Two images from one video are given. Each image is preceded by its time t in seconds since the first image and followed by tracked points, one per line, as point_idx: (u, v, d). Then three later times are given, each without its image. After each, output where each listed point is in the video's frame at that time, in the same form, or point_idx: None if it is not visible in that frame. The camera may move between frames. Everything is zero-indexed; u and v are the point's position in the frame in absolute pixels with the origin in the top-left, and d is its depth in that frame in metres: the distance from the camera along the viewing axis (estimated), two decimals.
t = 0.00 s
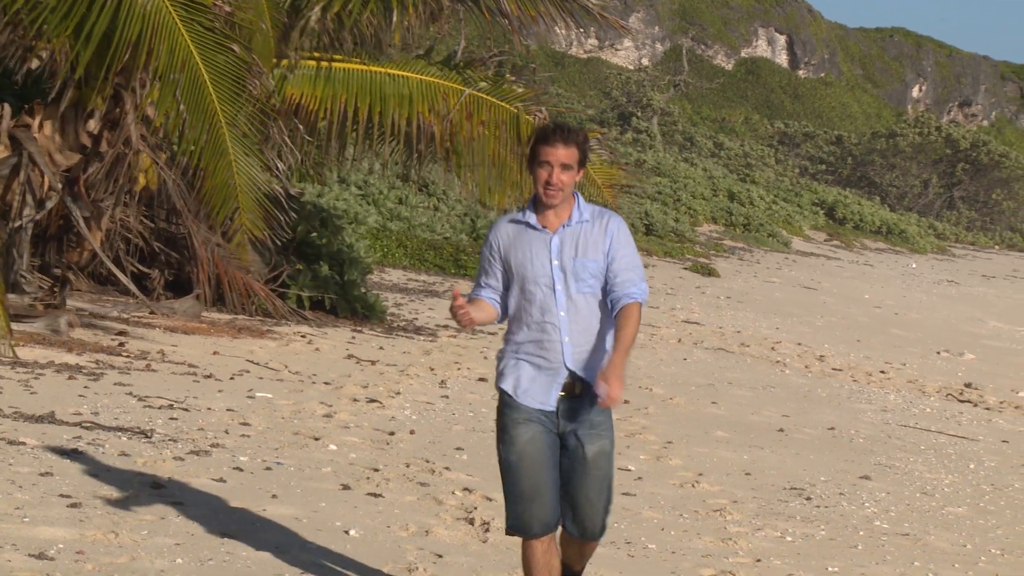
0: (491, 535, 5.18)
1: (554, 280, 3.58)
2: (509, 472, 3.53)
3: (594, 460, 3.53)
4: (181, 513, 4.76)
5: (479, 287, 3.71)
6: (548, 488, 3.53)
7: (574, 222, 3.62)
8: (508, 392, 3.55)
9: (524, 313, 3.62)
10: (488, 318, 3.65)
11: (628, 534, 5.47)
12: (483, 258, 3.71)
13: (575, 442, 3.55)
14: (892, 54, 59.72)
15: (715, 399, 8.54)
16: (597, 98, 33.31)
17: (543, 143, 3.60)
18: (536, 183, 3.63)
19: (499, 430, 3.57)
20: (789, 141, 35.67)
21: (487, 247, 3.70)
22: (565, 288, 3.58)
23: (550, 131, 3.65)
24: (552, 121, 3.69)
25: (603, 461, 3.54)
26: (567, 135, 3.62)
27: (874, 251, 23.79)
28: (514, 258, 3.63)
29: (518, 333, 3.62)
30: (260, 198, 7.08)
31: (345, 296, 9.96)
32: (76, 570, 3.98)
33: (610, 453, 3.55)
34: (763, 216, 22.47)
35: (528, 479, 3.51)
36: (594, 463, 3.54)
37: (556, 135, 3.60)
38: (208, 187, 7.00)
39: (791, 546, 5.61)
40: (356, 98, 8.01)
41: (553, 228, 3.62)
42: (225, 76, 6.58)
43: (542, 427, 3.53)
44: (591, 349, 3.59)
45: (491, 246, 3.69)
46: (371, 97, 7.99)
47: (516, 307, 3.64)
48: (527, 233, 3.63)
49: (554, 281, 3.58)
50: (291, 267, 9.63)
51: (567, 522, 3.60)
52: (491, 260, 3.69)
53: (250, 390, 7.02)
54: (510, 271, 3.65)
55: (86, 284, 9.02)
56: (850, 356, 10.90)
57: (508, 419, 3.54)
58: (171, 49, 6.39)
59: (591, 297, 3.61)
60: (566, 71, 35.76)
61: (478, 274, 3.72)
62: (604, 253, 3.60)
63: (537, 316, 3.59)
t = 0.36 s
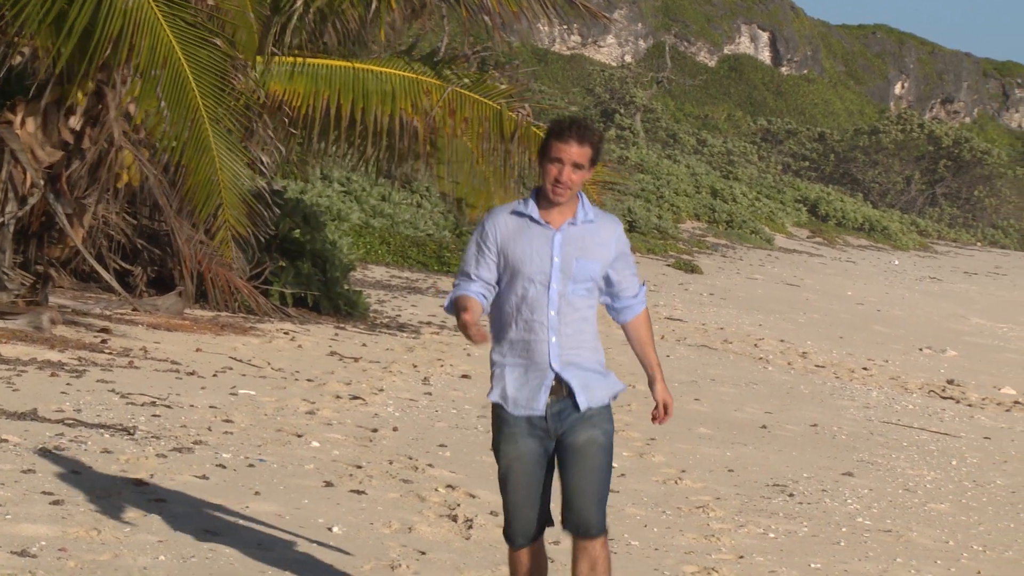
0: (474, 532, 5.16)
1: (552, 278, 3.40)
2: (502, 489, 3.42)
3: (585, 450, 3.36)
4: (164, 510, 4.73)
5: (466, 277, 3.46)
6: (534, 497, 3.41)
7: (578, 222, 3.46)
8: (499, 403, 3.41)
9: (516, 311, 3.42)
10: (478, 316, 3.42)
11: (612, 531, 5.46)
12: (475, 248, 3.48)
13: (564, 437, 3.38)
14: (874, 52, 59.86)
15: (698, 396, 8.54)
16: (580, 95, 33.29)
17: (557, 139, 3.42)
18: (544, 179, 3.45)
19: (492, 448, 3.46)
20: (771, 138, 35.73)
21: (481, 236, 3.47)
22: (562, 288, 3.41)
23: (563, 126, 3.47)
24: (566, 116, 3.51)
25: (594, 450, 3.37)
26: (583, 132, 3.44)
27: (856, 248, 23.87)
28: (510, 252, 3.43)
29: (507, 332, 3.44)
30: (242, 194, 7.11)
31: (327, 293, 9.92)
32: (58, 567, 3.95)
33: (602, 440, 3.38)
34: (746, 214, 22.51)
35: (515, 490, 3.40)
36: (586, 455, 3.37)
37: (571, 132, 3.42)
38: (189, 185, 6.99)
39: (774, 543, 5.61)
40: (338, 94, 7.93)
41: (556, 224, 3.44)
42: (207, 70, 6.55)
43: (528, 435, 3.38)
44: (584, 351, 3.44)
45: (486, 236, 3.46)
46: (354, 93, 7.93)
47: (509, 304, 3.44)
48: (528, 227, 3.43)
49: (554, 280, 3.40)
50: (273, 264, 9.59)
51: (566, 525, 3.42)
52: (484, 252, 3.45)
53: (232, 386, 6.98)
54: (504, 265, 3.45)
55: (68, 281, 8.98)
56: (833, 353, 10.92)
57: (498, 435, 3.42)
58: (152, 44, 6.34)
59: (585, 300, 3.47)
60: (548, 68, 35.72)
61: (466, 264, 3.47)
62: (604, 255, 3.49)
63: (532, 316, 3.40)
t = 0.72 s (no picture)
0: (453, 530, 5.14)
1: (563, 290, 3.36)
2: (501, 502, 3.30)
3: (591, 476, 3.29)
4: (143, 508, 4.71)
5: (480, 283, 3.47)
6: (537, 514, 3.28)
7: (596, 234, 3.41)
8: (502, 410, 3.34)
9: (525, 320, 3.39)
10: (482, 328, 3.43)
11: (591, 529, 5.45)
12: (490, 254, 3.47)
13: (571, 460, 3.32)
14: (852, 49, 60.07)
15: (676, 393, 8.54)
16: (559, 92, 33.29)
17: (580, 149, 3.37)
18: (564, 190, 3.40)
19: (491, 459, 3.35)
20: (750, 135, 35.82)
21: (497, 243, 3.45)
22: (573, 301, 3.37)
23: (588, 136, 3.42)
24: (592, 124, 3.44)
25: (602, 476, 3.30)
26: (607, 144, 3.38)
27: (834, 245, 23.96)
28: (523, 259, 3.40)
29: (514, 341, 3.41)
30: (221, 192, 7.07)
31: (306, 290, 9.85)
32: (36, 565, 3.92)
33: (610, 466, 3.30)
34: (724, 211, 22.56)
35: (515, 505, 3.27)
36: (592, 480, 3.29)
37: (595, 143, 3.37)
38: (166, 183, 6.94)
39: (753, 540, 5.62)
40: (316, 92, 7.90)
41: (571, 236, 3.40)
42: (189, 68, 6.53)
43: (532, 448, 3.30)
44: (590, 367, 3.40)
45: (502, 242, 3.44)
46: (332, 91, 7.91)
47: (518, 312, 3.41)
48: (544, 236, 3.39)
49: (565, 291, 3.36)
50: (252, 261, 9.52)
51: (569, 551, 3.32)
52: (498, 258, 3.44)
53: (211, 384, 6.94)
54: (516, 273, 3.42)
55: (45, 279, 8.90)
56: (811, 350, 10.95)
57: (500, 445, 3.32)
58: (134, 42, 6.34)
59: (596, 315, 3.42)
60: (528, 65, 35.72)
61: (481, 269, 3.47)
62: (620, 271, 3.43)
63: (540, 326, 3.37)
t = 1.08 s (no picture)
0: (431, 526, 5.12)
1: (541, 301, 3.27)
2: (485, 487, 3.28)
3: (572, 491, 3.29)
4: (120, 505, 4.71)
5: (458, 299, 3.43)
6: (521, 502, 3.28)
7: (572, 239, 3.30)
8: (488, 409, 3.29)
9: (506, 334, 3.32)
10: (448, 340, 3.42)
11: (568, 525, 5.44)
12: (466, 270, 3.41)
13: (553, 471, 3.29)
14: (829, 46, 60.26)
15: (654, 389, 8.54)
16: (536, 89, 33.29)
17: (547, 154, 3.24)
18: (536, 198, 3.29)
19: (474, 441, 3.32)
20: (728, 132, 35.92)
21: (472, 259, 3.39)
22: (553, 311, 3.28)
23: (551, 140, 3.31)
24: (554, 127, 3.32)
25: (582, 492, 3.30)
26: (573, 144, 3.26)
27: (812, 241, 24.04)
28: (500, 272, 3.33)
29: (496, 354, 3.34)
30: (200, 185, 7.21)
31: (284, 287, 9.79)
32: (13, 563, 4.00)
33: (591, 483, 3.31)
34: (702, 207, 22.59)
35: (502, 492, 3.26)
36: (573, 494, 3.29)
37: (562, 145, 3.25)
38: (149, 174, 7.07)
39: (730, 536, 5.62)
40: (293, 88, 7.99)
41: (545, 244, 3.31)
42: (168, 66, 6.55)
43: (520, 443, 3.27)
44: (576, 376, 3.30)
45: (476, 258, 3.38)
46: (311, 86, 7.96)
47: (499, 326, 3.35)
48: (516, 248, 3.31)
49: (543, 303, 3.27)
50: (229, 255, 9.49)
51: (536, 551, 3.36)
52: (475, 274, 3.39)
53: (189, 380, 6.89)
54: (495, 285, 3.35)
55: (23, 275, 8.80)
56: (789, 347, 10.98)
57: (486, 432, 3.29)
58: (114, 38, 6.33)
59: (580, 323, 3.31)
60: (506, 62, 35.70)
61: (458, 284, 3.42)
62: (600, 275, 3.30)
63: (521, 339, 3.29)
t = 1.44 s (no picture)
0: (411, 523, 5.10)
1: (503, 290, 3.19)
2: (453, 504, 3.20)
3: (546, 477, 3.21)
4: (99, 502, 4.68)
5: (386, 290, 3.25)
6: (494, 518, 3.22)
7: (523, 221, 3.24)
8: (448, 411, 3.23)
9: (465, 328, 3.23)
10: (359, 318, 3.25)
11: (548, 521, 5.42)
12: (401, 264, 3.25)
13: (524, 461, 3.22)
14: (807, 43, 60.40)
15: (634, 385, 8.54)
16: (516, 87, 33.25)
17: (484, 137, 3.20)
18: (479, 183, 3.21)
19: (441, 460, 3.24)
20: (707, 129, 35.97)
21: (409, 250, 3.25)
22: (516, 299, 3.21)
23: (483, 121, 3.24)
24: (483, 111, 3.29)
25: (557, 477, 3.22)
26: (509, 124, 3.23)
27: (791, 238, 24.10)
28: (453, 264, 3.22)
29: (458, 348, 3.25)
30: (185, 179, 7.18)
31: (263, 284, 9.74)
32: None
33: (565, 467, 3.23)
34: (681, 205, 22.62)
35: (469, 510, 3.20)
36: (547, 480, 3.22)
37: (499, 126, 3.21)
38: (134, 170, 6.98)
39: (710, 532, 5.61)
40: (274, 83, 7.88)
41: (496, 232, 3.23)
42: (150, 62, 6.47)
43: (486, 450, 3.20)
44: (544, 361, 3.26)
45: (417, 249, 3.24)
46: (290, 80, 7.85)
47: (456, 322, 3.25)
48: (467, 238, 3.21)
49: (505, 292, 3.20)
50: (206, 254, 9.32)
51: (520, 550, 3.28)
52: (415, 268, 3.24)
53: (168, 378, 6.84)
54: (448, 277, 3.24)
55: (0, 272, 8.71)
56: (768, 343, 10.99)
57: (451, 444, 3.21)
58: (94, 35, 6.23)
59: (543, 306, 3.26)
60: (485, 59, 35.62)
61: (386, 270, 3.25)
62: (557, 255, 3.27)
63: (485, 333, 3.21)
